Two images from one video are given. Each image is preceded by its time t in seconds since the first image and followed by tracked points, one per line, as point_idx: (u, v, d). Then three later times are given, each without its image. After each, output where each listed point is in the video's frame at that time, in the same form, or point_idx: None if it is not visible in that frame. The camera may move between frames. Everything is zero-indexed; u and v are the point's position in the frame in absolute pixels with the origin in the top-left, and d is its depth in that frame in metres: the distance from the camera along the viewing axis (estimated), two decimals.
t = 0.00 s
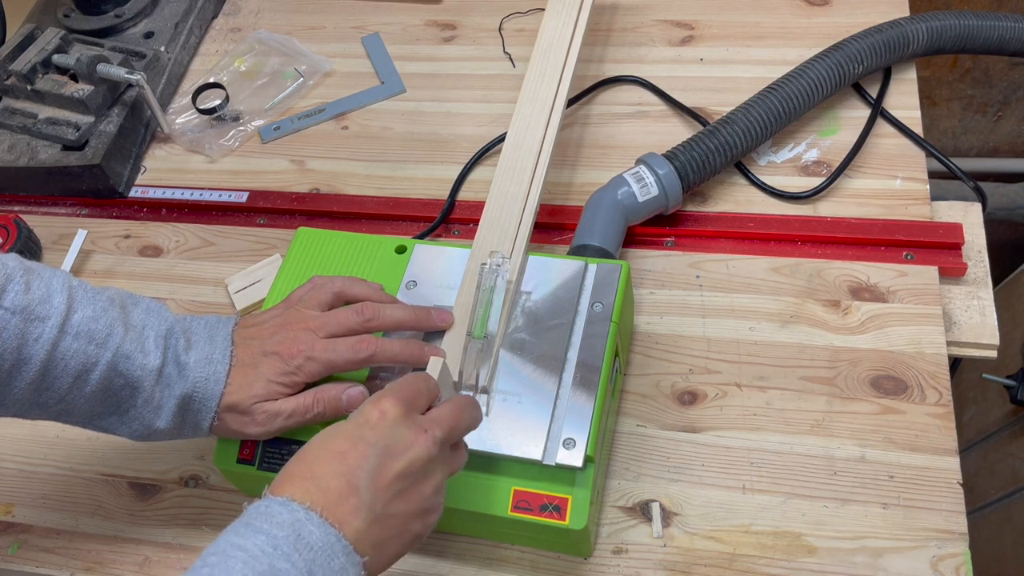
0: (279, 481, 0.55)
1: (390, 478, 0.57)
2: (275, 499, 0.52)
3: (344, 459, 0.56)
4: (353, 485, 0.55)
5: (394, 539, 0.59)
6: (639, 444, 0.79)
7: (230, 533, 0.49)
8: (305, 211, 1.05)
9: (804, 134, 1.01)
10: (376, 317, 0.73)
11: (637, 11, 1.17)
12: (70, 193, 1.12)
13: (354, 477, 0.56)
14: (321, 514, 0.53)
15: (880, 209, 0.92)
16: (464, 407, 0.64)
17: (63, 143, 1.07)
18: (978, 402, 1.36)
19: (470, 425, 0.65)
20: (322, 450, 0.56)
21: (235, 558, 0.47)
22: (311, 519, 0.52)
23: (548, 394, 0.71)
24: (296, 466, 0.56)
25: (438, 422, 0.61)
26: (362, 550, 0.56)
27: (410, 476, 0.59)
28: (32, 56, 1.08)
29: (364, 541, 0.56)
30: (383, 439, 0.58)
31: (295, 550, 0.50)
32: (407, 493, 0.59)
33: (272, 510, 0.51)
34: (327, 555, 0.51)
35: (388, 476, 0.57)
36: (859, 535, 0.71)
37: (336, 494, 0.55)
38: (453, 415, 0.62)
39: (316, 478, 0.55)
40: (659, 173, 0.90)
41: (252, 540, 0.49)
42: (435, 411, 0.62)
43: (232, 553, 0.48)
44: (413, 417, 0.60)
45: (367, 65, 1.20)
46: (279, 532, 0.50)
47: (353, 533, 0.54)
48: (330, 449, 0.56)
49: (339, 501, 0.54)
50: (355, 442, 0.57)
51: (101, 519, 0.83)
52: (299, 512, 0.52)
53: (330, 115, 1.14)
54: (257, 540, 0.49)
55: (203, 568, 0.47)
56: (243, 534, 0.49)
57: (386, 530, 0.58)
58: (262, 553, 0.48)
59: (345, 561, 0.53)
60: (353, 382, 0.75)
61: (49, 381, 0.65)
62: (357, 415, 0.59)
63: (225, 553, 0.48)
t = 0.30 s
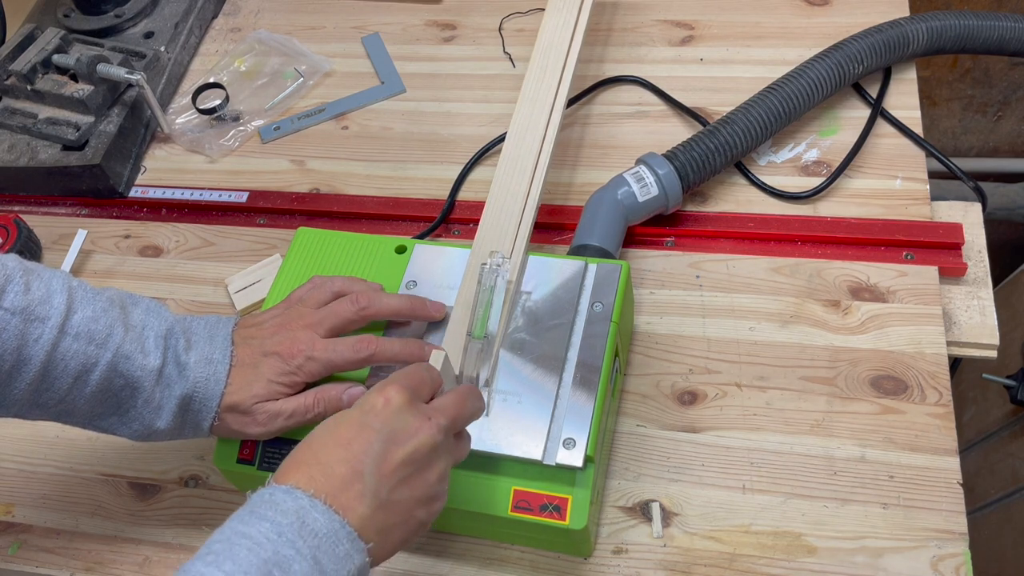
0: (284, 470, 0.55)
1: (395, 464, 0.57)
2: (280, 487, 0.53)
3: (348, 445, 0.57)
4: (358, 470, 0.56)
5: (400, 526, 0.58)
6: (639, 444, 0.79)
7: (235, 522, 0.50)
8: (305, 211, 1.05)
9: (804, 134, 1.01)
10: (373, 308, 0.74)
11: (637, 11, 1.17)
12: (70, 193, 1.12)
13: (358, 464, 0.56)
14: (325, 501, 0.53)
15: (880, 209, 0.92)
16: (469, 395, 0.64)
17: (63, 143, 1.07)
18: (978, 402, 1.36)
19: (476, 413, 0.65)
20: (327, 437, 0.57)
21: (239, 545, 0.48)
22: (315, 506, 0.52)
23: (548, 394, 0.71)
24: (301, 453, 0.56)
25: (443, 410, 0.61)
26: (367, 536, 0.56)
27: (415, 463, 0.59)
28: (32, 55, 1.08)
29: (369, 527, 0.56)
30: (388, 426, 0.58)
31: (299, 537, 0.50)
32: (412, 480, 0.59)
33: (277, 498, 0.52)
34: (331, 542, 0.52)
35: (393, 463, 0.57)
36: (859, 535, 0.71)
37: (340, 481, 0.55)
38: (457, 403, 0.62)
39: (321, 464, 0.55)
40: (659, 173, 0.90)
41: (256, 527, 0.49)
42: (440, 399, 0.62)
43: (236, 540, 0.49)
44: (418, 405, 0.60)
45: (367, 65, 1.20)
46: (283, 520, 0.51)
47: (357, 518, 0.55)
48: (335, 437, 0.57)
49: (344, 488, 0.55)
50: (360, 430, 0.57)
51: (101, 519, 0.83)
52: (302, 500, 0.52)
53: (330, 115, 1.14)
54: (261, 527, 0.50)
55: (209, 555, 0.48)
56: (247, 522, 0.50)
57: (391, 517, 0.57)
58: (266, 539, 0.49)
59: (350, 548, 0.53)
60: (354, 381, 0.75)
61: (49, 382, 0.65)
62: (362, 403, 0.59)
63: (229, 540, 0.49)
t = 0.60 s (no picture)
0: (287, 464, 0.56)
1: (396, 454, 0.58)
2: (282, 481, 0.53)
3: (349, 438, 0.57)
4: (358, 461, 0.56)
5: (410, 517, 0.58)
6: (639, 444, 0.79)
7: (238, 515, 0.50)
8: (305, 211, 1.05)
9: (804, 134, 1.01)
10: (369, 301, 0.75)
11: (637, 10, 1.17)
12: (70, 193, 1.12)
13: (359, 456, 0.57)
14: (327, 494, 0.54)
15: (880, 209, 0.92)
16: (473, 381, 0.63)
17: (63, 143, 1.07)
18: (978, 402, 1.36)
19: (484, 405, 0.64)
20: (329, 431, 0.58)
21: (241, 538, 0.48)
22: (318, 499, 0.53)
23: (548, 394, 0.71)
24: (304, 447, 0.57)
25: (444, 400, 0.61)
26: (371, 527, 0.56)
27: (418, 455, 0.59)
28: (32, 55, 1.08)
29: (374, 517, 0.56)
30: (388, 417, 0.58)
31: (302, 530, 0.50)
32: (418, 469, 0.59)
33: (279, 492, 0.52)
34: (334, 534, 0.52)
35: (394, 453, 0.58)
36: (858, 535, 0.71)
37: (341, 472, 0.55)
38: (459, 394, 0.62)
39: (322, 457, 0.56)
40: (659, 173, 0.90)
41: (258, 521, 0.50)
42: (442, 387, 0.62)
43: (239, 533, 0.49)
44: (420, 396, 0.61)
45: (367, 65, 1.20)
46: (286, 513, 0.51)
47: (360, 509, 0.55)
48: (337, 430, 0.58)
49: (346, 480, 0.55)
50: (361, 423, 0.58)
51: (101, 519, 0.83)
52: (305, 493, 0.52)
53: (330, 115, 1.14)
54: (264, 521, 0.50)
55: (211, 548, 0.48)
56: (250, 515, 0.50)
57: (398, 507, 0.58)
58: (268, 533, 0.49)
59: (353, 540, 0.53)
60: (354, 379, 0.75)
61: (48, 382, 0.65)
62: (363, 397, 0.60)
63: (232, 534, 0.49)
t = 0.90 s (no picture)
0: (287, 462, 0.56)
1: (394, 443, 0.58)
2: (283, 477, 0.53)
3: (346, 430, 0.58)
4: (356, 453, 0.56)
5: (409, 506, 0.58)
6: (639, 444, 0.79)
7: (240, 511, 0.50)
8: (305, 211, 1.05)
9: (804, 134, 1.01)
10: (369, 301, 0.75)
11: (637, 10, 1.17)
12: (70, 193, 1.12)
13: (355, 448, 0.57)
14: (328, 488, 0.54)
15: (880, 209, 0.92)
16: (471, 363, 0.63)
17: (63, 143, 1.07)
18: (978, 402, 1.36)
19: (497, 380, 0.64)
20: (326, 426, 0.58)
21: (244, 532, 0.48)
22: (319, 492, 0.53)
23: (548, 394, 0.71)
24: (302, 443, 0.57)
25: (436, 388, 0.61)
26: (371, 519, 0.56)
27: (413, 445, 0.58)
28: (32, 55, 1.08)
29: (374, 508, 0.56)
30: (384, 408, 0.59)
31: (305, 523, 0.50)
32: (416, 457, 0.59)
33: (281, 487, 0.52)
34: (337, 527, 0.52)
35: (390, 442, 0.58)
36: (858, 535, 0.71)
37: (339, 465, 0.56)
38: (451, 381, 0.62)
39: (321, 452, 0.56)
40: (659, 173, 0.90)
41: (261, 516, 0.50)
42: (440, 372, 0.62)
43: (243, 527, 0.49)
44: (415, 385, 0.61)
45: (367, 65, 1.20)
46: (289, 507, 0.51)
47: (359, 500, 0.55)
48: (334, 425, 0.58)
49: (344, 472, 0.55)
50: (357, 416, 0.59)
51: (101, 519, 0.83)
52: (307, 487, 0.53)
53: (330, 115, 1.14)
54: (266, 515, 0.50)
55: (215, 543, 0.48)
56: (252, 510, 0.50)
57: (396, 497, 0.58)
58: (272, 527, 0.49)
59: (355, 532, 0.53)
60: (355, 378, 0.75)
61: (48, 383, 0.65)
62: (359, 391, 0.60)
63: (236, 528, 0.49)
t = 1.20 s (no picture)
0: (294, 452, 0.57)
1: (397, 430, 0.59)
2: (291, 467, 0.54)
3: (351, 419, 0.58)
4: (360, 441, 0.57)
5: (415, 493, 0.59)
6: (638, 444, 0.79)
7: (249, 500, 0.51)
8: (305, 211, 1.05)
9: (804, 134, 1.01)
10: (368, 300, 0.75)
11: (637, 10, 1.17)
12: (70, 193, 1.12)
13: (361, 436, 0.57)
14: (335, 476, 0.54)
15: (880, 209, 0.92)
16: (475, 347, 0.60)
17: (63, 143, 1.07)
18: (978, 402, 1.36)
19: (518, 353, 0.57)
20: (332, 416, 0.59)
21: (253, 521, 0.48)
22: (326, 481, 0.53)
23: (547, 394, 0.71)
24: (309, 434, 0.58)
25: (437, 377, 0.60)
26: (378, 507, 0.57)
27: (417, 433, 0.59)
28: (32, 55, 1.08)
29: (380, 495, 0.56)
30: (388, 396, 0.59)
31: (312, 511, 0.51)
32: (421, 444, 0.59)
33: (288, 477, 0.53)
34: (344, 514, 0.52)
35: (395, 430, 0.58)
36: (859, 535, 0.71)
37: (345, 453, 0.56)
38: (452, 367, 0.60)
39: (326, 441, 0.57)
40: (659, 173, 0.90)
41: (269, 504, 0.50)
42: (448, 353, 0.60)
43: (251, 515, 0.49)
44: (420, 373, 0.62)
45: (367, 65, 1.20)
46: (296, 496, 0.51)
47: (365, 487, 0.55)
48: (340, 415, 0.59)
49: (350, 460, 0.56)
50: (363, 405, 0.59)
51: (100, 519, 0.83)
52: (314, 476, 0.53)
53: (330, 115, 1.14)
54: (274, 503, 0.50)
55: (224, 531, 0.48)
56: (261, 499, 0.51)
57: (401, 484, 0.58)
58: (280, 515, 0.49)
59: (363, 520, 0.53)
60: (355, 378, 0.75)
61: (48, 383, 0.65)
62: (364, 381, 0.61)
63: (244, 517, 0.49)
